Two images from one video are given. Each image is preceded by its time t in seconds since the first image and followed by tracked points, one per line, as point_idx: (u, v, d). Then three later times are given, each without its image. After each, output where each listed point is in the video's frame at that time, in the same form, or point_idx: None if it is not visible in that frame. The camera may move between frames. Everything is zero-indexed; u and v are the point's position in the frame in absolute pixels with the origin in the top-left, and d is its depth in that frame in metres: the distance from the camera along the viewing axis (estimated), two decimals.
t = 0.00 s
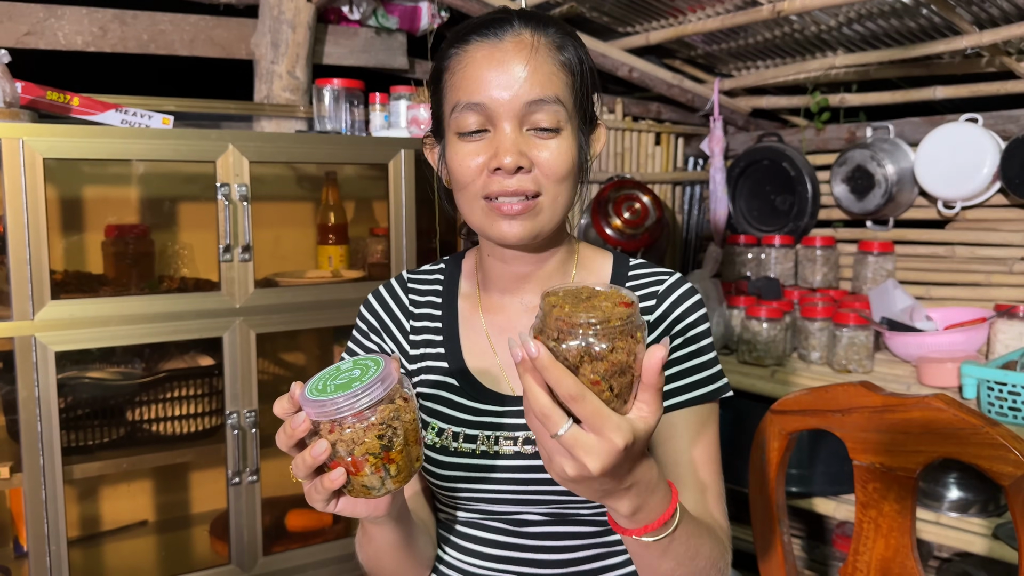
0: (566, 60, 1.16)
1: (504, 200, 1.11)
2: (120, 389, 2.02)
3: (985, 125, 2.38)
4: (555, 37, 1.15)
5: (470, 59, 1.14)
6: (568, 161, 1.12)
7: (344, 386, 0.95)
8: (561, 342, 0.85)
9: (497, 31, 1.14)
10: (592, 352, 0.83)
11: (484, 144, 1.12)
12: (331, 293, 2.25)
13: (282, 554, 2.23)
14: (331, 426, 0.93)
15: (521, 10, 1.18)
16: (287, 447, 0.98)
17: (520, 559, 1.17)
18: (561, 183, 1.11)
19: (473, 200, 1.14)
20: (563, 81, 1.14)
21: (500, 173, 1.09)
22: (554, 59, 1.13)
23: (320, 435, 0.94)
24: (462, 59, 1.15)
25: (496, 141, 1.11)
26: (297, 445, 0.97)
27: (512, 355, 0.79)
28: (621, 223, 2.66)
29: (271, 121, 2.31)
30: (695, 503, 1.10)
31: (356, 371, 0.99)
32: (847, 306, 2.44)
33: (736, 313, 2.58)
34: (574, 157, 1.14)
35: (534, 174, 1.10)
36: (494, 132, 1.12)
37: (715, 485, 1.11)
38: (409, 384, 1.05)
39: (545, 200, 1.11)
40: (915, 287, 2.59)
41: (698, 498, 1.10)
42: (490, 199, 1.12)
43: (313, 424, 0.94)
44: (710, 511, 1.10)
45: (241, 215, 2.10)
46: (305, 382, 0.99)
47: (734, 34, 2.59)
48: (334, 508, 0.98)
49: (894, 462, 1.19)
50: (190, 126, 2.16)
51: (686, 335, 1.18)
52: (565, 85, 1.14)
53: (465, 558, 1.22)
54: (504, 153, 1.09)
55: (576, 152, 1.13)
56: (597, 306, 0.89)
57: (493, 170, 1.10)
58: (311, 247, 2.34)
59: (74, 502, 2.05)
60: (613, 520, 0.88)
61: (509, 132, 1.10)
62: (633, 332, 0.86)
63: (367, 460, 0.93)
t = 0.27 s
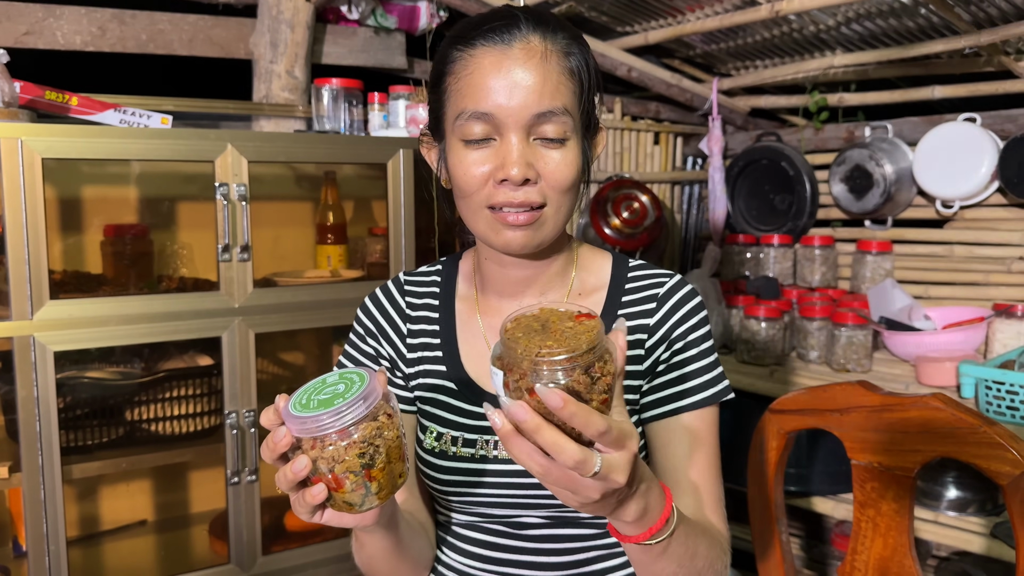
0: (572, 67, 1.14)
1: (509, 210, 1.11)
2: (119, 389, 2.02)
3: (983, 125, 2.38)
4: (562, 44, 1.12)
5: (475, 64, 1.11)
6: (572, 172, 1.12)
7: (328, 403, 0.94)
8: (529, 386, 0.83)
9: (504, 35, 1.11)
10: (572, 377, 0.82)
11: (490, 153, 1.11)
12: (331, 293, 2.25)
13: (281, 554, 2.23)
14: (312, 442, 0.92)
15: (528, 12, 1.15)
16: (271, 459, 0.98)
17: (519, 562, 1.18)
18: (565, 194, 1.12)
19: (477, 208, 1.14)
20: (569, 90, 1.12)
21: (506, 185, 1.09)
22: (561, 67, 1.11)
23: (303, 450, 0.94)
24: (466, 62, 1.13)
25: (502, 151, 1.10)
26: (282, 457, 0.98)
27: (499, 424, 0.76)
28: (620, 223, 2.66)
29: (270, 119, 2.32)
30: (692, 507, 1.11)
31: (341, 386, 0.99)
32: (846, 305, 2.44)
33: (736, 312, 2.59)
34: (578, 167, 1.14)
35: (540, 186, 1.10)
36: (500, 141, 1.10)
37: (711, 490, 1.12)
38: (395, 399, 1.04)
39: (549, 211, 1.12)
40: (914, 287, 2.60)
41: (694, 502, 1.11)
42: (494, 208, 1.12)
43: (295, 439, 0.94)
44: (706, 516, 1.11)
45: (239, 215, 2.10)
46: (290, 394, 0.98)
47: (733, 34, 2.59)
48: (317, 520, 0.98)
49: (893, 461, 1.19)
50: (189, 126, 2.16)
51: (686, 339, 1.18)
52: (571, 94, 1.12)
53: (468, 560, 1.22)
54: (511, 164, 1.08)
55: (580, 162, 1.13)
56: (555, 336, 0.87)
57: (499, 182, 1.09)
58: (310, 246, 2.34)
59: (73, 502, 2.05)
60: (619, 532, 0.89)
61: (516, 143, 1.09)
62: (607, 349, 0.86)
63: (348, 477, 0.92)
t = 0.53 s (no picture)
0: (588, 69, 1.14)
1: (530, 213, 1.10)
2: (116, 390, 2.02)
3: (980, 125, 2.38)
4: (580, 46, 1.13)
5: (498, 63, 1.10)
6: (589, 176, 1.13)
7: (320, 419, 0.94)
8: (543, 385, 0.83)
9: (526, 35, 1.10)
10: (580, 378, 0.84)
11: (513, 154, 1.09)
12: (329, 293, 2.25)
13: (279, 555, 2.24)
14: (304, 459, 0.92)
15: (545, 14, 1.15)
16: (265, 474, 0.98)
17: (518, 566, 1.18)
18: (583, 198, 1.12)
19: (495, 211, 1.12)
20: (588, 92, 1.12)
21: (530, 187, 1.08)
22: (581, 69, 1.11)
23: (295, 467, 0.93)
24: (487, 61, 1.11)
25: (525, 152, 1.09)
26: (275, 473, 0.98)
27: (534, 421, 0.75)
28: (618, 223, 2.66)
29: (268, 120, 2.33)
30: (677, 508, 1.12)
31: (332, 400, 0.99)
32: (843, 306, 2.44)
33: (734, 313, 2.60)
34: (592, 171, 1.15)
35: (562, 190, 1.09)
36: (522, 142, 1.09)
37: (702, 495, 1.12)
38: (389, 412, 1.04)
39: (569, 215, 1.11)
40: (912, 287, 2.60)
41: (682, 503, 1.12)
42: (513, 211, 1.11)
43: (288, 455, 0.94)
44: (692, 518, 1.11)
45: (237, 216, 2.09)
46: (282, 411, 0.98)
47: (731, 35, 2.59)
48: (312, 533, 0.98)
49: (889, 462, 1.19)
50: (187, 127, 2.15)
51: (682, 345, 1.18)
52: (589, 96, 1.13)
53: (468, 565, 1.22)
54: (536, 166, 1.07)
55: (595, 166, 1.14)
56: (558, 339, 0.88)
57: (522, 183, 1.08)
58: (308, 247, 2.34)
59: (70, 503, 2.05)
60: (601, 525, 0.91)
61: (539, 144, 1.08)
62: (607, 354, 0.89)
63: (340, 495, 0.92)
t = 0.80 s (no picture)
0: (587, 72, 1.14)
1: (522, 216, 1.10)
2: (113, 391, 2.02)
3: (977, 127, 2.38)
4: (580, 48, 1.12)
5: (495, 63, 1.10)
6: (583, 180, 1.13)
7: (313, 435, 0.95)
8: (531, 459, 0.83)
9: (525, 36, 1.10)
10: (573, 448, 0.85)
11: (507, 155, 1.10)
12: (325, 294, 2.24)
13: (276, 556, 2.23)
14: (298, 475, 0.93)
15: (545, 15, 1.15)
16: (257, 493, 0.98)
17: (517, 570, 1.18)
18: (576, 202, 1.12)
19: (488, 212, 1.12)
20: (586, 95, 1.12)
21: (523, 190, 1.08)
22: (580, 71, 1.11)
23: (288, 483, 0.94)
24: (485, 60, 1.11)
25: (520, 153, 1.09)
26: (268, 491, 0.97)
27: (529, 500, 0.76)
28: (616, 224, 2.66)
29: (265, 121, 2.33)
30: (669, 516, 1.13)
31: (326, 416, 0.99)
32: (841, 307, 2.44)
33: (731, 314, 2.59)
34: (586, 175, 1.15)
35: (555, 193, 1.10)
36: (517, 143, 1.10)
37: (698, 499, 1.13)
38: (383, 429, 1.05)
39: (561, 219, 1.12)
40: (909, 288, 2.60)
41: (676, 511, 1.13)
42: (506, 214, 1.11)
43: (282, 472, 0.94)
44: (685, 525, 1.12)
45: (234, 217, 2.09)
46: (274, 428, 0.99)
47: (729, 36, 2.59)
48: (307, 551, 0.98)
49: (885, 464, 1.19)
50: (184, 128, 2.15)
51: (678, 351, 1.17)
52: (587, 99, 1.13)
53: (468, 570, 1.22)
54: (530, 168, 1.07)
55: (590, 169, 1.15)
56: (546, 407, 0.89)
57: (516, 185, 1.08)
58: (305, 248, 2.33)
59: (67, 505, 2.05)
60: (595, 562, 0.88)
61: (534, 146, 1.08)
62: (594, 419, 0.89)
63: (333, 511, 0.92)
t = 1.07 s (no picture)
0: (565, 85, 1.09)
1: (495, 239, 1.09)
2: (111, 392, 2.01)
3: (976, 128, 2.38)
4: (553, 63, 1.08)
5: (463, 85, 1.07)
6: (564, 198, 1.09)
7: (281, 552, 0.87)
8: (554, 496, 0.85)
9: (494, 55, 1.07)
10: (600, 482, 0.87)
11: (476, 178, 1.08)
12: (324, 295, 2.24)
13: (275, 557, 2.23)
14: None
15: (521, 27, 1.10)
16: None
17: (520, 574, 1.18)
18: (554, 221, 1.09)
19: (463, 234, 1.12)
20: (561, 111, 1.08)
21: (492, 214, 1.07)
22: (553, 87, 1.07)
23: None
24: (454, 82, 1.09)
25: (487, 177, 1.07)
26: None
27: (564, 536, 0.78)
28: (615, 224, 2.66)
29: (264, 122, 2.34)
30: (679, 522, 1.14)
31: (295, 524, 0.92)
32: (840, 308, 2.45)
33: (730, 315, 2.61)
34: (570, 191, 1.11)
35: (527, 215, 1.07)
36: (486, 166, 1.07)
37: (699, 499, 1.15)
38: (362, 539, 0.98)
39: (538, 239, 1.10)
40: (908, 289, 2.60)
41: (679, 516, 1.14)
42: (480, 236, 1.10)
43: None
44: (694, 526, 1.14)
45: (232, 218, 2.09)
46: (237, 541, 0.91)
47: (727, 37, 2.59)
48: None
49: (884, 465, 1.19)
50: (182, 128, 2.15)
51: (682, 358, 1.17)
52: (563, 115, 1.08)
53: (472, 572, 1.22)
54: (497, 193, 1.05)
55: (571, 185, 1.10)
56: (572, 441, 0.91)
57: (485, 209, 1.07)
58: (303, 249, 2.33)
59: (66, 506, 2.04)
60: None
61: (503, 170, 1.06)
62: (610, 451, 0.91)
63: None
